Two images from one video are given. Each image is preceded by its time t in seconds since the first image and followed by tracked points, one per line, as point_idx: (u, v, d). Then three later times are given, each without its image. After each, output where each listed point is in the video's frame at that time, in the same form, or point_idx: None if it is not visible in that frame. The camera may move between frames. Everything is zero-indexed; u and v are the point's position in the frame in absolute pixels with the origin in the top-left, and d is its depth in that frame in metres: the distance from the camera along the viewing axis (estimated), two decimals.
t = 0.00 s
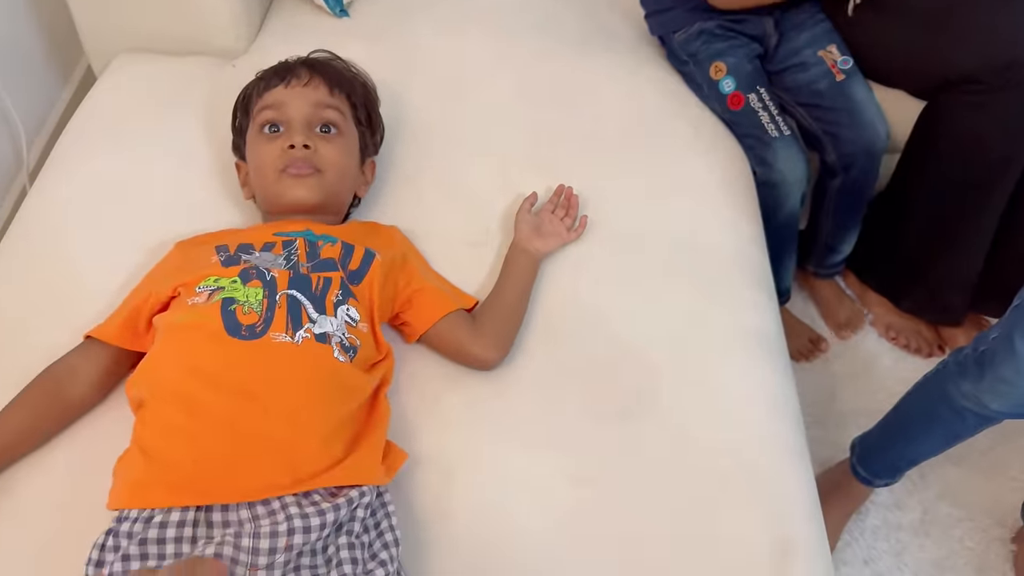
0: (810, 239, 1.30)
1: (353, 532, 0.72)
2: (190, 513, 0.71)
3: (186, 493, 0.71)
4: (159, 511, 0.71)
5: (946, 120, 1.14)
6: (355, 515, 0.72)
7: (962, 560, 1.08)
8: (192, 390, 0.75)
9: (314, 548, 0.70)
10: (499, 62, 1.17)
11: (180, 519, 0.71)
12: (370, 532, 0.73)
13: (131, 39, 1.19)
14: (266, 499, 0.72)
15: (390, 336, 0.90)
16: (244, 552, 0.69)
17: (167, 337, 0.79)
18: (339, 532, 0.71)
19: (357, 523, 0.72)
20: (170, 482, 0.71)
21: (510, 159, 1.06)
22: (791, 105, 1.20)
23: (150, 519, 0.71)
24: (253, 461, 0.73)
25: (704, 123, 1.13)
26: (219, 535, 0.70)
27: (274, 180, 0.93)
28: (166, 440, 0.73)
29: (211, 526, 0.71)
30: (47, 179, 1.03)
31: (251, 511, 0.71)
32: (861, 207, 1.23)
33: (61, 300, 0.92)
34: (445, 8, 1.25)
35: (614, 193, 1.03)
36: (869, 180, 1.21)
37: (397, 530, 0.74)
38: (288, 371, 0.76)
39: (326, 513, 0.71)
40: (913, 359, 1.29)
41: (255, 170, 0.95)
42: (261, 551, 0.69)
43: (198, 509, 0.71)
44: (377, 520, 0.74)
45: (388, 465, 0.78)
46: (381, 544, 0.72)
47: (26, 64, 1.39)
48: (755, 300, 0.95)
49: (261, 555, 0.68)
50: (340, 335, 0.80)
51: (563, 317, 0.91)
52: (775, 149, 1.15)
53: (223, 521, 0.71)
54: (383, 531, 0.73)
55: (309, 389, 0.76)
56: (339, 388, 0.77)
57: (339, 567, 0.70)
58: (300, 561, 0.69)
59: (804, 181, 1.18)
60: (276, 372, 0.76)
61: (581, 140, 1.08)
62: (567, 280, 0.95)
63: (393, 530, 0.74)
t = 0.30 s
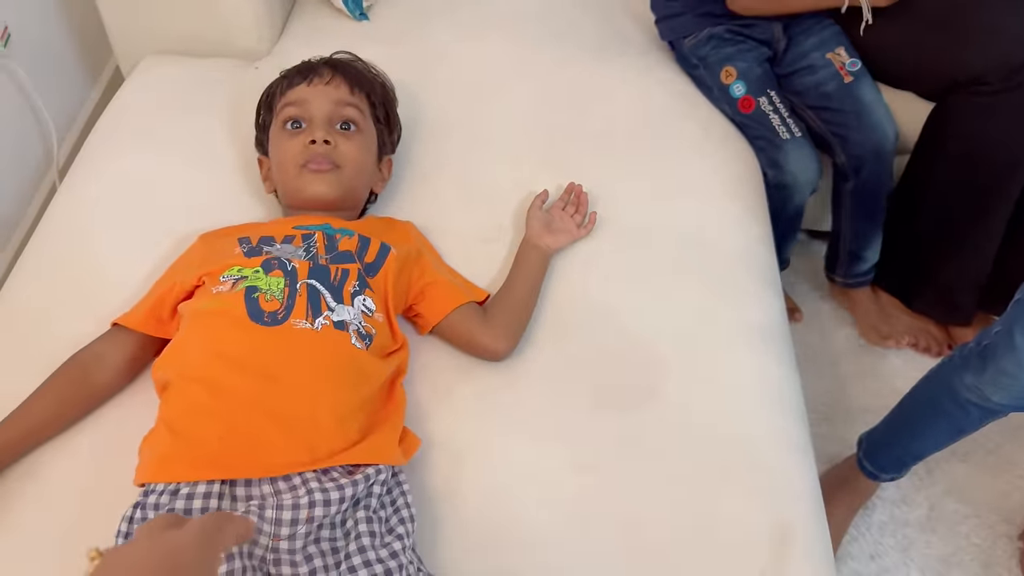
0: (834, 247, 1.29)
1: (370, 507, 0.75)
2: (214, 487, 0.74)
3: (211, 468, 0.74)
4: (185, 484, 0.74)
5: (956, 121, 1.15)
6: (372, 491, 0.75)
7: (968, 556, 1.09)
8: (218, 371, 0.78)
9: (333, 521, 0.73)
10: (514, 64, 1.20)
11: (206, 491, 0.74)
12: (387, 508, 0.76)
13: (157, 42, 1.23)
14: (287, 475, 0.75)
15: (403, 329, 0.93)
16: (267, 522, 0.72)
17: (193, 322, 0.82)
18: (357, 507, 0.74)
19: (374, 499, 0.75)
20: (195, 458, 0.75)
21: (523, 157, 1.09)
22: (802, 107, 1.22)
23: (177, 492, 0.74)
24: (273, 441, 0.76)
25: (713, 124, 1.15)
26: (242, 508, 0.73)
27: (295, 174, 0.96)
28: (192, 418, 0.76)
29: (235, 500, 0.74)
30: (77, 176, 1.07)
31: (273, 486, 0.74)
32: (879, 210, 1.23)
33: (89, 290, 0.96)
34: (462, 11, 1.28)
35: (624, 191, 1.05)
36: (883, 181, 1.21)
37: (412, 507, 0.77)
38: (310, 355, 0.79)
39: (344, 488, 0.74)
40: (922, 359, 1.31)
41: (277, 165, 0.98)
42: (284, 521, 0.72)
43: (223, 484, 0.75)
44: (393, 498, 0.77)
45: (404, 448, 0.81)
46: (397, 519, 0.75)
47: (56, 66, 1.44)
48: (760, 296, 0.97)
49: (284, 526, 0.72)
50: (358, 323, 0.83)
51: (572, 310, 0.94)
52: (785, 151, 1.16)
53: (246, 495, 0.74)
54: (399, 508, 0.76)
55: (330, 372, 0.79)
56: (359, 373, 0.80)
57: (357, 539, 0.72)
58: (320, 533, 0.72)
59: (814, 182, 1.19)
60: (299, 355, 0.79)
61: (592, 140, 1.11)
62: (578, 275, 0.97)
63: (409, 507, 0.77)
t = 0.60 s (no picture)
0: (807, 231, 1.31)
1: (377, 503, 0.77)
2: (227, 484, 0.76)
3: (223, 466, 0.77)
4: (199, 482, 0.76)
5: (962, 127, 1.16)
6: (379, 489, 0.78)
7: (976, 559, 1.09)
8: (231, 373, 0.80)
9: (341, 518, 0.75)
10: (524, 75, 1.23)
11: (218, 489, 0.76)
12: (394, 504, 0.78)
13: (177, 56, 1.27)
14: (297, 473, 0.78)
15: (414, 332, 0.96)
16: (278, 518, 0.74)
17: (207, 326, 0.85)
18: (364, 504, 0.76)
19: (381, 496, 0.77)
20: (208, 456, 0.77)
21: (532, 166, 1.12)
22: (810, 113, 1.23)
23: (191, 489, 0.76)
24: (284, 440, 0.78)
25: (718, 132, 1.17)
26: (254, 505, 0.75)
27: (309, 181, 0.99)
28: (205, 418, 0.79)
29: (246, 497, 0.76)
30: (99, 187, 1.11)
31: (284, 483, 0.77)
32: (861, 207, 1.25)
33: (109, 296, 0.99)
34: (472, 23, 1.31)
35: (630, 198, 1.07)
36: (877, 180, 1.22)
37: (419, 504, 0.79)
38: (320, 356, 0.81)
39: (353, 484, 0.76)
40: (931, 363, 1.32)
41: (292, 171, 1.01)
42: (293, 518, 0.74)
43: (235, 481, 0.77)
44: (400, 495, 0.79)
45: (411, 447, 0.83)
46: (404, 516, 0.77)
47: (80, 81, 1.48)
48: (764, 300, 0.98)
49: (293, 522, 0.74)
50: (367, 326, 0.86)
51: (578, 313, 0.96)
52: (791, 159, 1.18)
53: (258, 492, 0.76)
54: (406, 505, 0.78)
55: (340, 373, 0.81)
56: (368, 373, 0.83)
57: (364, 534, 0.74)
58: (328, 529, 0.74)
59: (819, 187, 1.20)
60: (309, 356, 0.81)
61: (600, 148, 1.13)
62: (585, 280, 0.99)
63: (415, 504, 0.79)
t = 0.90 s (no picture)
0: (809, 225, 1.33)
1: (365, 521, 0.77)
2: (212, 506, 0.77)
3: (210, 486, 0.77)
4: (187, 502, 0.77)
5: (959, 135, 1.16)
6: (366, 506, 0.78)
7: (981, 566, 1.09)
8: (219, 393, 0.81)
9: (325, 536, 0.75)
10: (523, 88, 1.23)
11: (202, 513, 0.76)
12: (386, 518, 0.78)
13: (180, 73, 1.28)
14: (284, 492, 0.78)
15: (413, 344, 0.96)
16: (256, 547, 0.73)
17: (200, 346, 0.86)
18: (352, 521, 0.77)
19: (369, 513, 0.77)
20: (197, 475, 0.78)
21: (531, 178, 1.12)
22: (810, 120, 1.23)
23: (178, 511, 0.77)
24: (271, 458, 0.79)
25: (715, 141, 1.17)
26: (240, 525, 0.76)
27: (322, 189, 1.00)
28: (193, 439, 0.80)
29: (232, 517, 0.77)
30: (103, 203, 1.12)
31: (270, 503, 0.77)
32: (864, 200, 1.25)
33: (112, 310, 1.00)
34: (471, 37, 1.32)
35: (628, 208, 1.08)
36: (877, 182, 1.22)
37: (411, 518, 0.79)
38: (312, 374, 0.82)
39: (337, 503, 0.76)
40: (933, 370, 1.32)
41: (303, 179, 1.01)
42: (273, 543, 0.73)
43: (221, 502, 0.77)
44: (391, 509, 0.79)
45: (398, 462, 0.84)
46: (396, 530, 0.77)
47: (86, 99, 1.50)
48: (762, 308, 0.98)
49: (273, 547, 0.73)
50: (363, 340, 0.86)
51: (577, 324, 0.96)
52: (790, 167, 1.18)
53: (244, 513, 0.77)
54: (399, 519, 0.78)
55: (327, 389, 0.82)
56: (357, 390, 0.83)
57: (352, 552, 0.74)
58: (312, 548, 0.74)
59: (819, 193, 1.21)
60: (298, 373, 0.82)
61: (598, 159, 1.14)
62: (583, 291, 0.99)
63: (406, 518, 0.79)
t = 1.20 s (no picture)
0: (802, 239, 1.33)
1: (345, 554, 0.77)
2: (192, 536, 0.77)
3: (191, 515, 0.77)
4: (167, 533, 0.77)
5: (948, 148, 1.16)
6: (345, 539, 0.78)
7: None
8: (202, 421, 0.81)
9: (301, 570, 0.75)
10: (513, 108, 1.24)
11: (181, 544, 0.76)
12: (370, 547, 0.79)
13: (173, 100, 1.29)
14: (263, 523, 0.78)
15: (405, 368, 0.96)
16: None
17: (189, 372, 0.86)
18: (330, 555, 0.77)
19: (348, 547, 0.78)
20: (178, 506, 0.78)
21: (521, 197, 1.13)
22: (799, 134, 1.24)
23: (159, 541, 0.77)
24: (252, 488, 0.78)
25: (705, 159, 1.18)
26: (218, 557, 0.76)
27: (361, 199, 1.01)
28: (175, 467, 0.80)
29: (210, 547, 0.76)
30: (96, 229, 1.13)
31: (248, 533, 0.77)
32: (854, 215, 1.26)
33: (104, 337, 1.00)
34: (461, 59, 1.33)
35: (617, 226, 1.08)
36: (868, 197, 1.23)
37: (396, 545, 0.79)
38: (296, 404, 0.82)
39: (313, 536, 0.76)
40: (929, 383, 1.32)
41: (341, 188, 1.02)
42: None
43: (201, 533, 0.77)
44: (374, 538, 0.79)
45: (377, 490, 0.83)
46: (382, 559, 0.77)
47: (82, 126, 1.52)
48: (752, 326, 0.98)
49: None
50: (349, 369, 0.86)
51: (568, 344, 0.96)
52: (780, 183, 1.19)
53: (222, 543, 0.77)
54: (383, 548, 0.78)
55: (309, 419, 0.82)
56: (339, 420, 0.83)
57: None
58: None
59: (810, 208, 1.21)
60: (281, 403, 0.82)
61: (588, 178, 1.14)
62: (573, 310, 1.00)
63: (393, 546, 0.79)
